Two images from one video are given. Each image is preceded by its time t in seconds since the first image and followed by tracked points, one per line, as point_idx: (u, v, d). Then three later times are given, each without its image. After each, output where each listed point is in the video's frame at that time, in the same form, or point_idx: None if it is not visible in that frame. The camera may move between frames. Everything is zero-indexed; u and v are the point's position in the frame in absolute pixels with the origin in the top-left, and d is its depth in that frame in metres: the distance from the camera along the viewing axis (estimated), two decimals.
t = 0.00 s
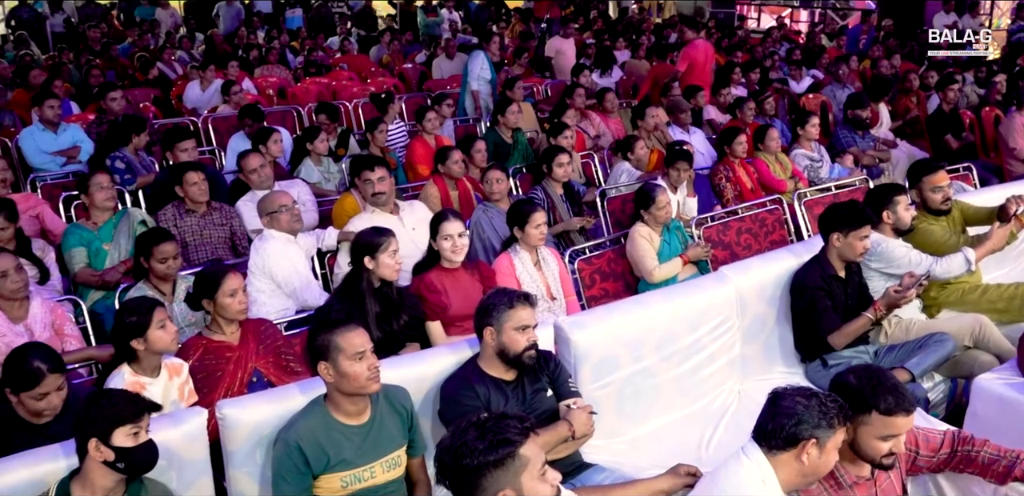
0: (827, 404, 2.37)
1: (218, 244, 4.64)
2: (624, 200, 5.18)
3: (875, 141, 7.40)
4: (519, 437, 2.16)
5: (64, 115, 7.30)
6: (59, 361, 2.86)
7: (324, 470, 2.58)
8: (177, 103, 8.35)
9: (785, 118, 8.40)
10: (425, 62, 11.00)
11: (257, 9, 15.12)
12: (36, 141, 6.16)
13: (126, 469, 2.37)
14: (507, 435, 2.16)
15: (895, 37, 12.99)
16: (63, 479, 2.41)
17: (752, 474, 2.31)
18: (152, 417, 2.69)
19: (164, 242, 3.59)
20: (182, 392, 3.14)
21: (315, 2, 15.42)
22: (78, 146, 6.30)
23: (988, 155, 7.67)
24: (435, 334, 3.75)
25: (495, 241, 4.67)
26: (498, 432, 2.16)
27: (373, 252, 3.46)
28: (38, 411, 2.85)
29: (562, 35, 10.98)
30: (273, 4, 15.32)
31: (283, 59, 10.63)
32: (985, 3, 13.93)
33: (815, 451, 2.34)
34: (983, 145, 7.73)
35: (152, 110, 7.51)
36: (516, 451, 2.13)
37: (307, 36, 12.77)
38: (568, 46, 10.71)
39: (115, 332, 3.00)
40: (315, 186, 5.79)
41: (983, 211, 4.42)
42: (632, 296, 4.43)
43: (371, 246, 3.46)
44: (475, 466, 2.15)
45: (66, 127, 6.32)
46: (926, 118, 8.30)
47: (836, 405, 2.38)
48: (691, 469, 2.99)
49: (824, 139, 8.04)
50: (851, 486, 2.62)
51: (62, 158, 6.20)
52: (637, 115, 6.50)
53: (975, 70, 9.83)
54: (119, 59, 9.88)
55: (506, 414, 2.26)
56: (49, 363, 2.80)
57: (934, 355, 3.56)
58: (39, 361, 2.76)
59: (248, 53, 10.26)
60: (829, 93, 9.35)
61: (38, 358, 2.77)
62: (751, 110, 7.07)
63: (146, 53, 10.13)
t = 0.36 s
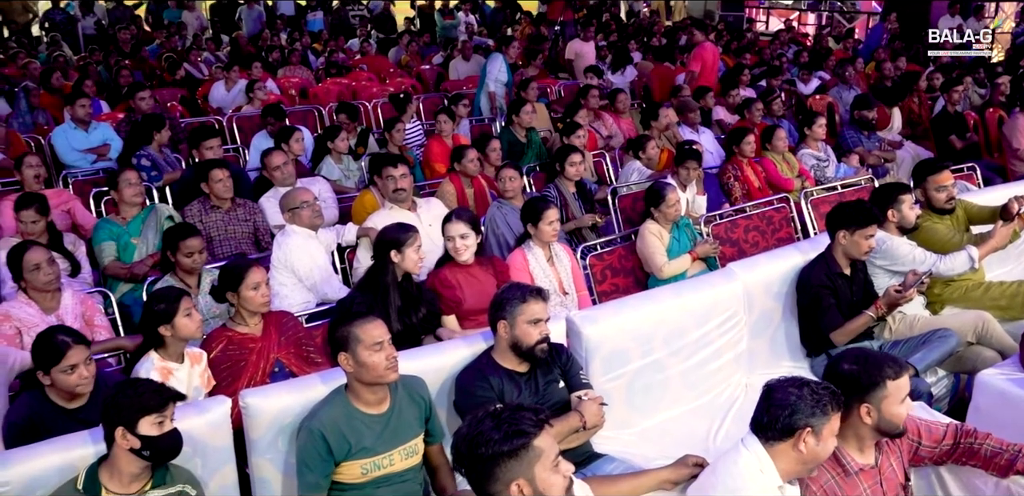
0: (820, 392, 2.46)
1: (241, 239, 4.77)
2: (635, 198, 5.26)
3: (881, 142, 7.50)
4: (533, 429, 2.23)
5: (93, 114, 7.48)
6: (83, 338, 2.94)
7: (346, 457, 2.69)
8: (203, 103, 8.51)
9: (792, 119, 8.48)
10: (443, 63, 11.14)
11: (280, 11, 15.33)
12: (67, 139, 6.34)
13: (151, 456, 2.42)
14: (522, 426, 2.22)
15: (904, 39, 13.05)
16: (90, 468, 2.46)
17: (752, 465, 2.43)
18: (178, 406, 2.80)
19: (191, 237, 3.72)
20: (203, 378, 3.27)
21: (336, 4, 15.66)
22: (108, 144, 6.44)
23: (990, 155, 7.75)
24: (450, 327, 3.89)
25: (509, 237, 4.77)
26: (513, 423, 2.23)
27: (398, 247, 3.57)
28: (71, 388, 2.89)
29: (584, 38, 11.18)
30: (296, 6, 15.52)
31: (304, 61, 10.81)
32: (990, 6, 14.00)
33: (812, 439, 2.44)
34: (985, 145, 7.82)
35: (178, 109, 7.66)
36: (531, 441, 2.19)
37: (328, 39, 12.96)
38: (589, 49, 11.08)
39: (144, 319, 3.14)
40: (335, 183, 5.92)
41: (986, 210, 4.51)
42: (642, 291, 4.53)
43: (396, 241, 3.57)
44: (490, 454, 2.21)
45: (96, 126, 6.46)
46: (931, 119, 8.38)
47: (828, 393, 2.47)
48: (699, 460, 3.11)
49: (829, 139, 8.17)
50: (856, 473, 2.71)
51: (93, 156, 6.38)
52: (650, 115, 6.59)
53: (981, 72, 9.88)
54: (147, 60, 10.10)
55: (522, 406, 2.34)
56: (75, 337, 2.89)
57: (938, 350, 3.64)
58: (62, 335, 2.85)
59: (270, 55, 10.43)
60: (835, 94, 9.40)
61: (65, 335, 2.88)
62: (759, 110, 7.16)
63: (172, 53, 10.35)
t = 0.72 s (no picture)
0: (815, 384, 2.55)
1: (265, 236, 4.91)
2: (645, 198, 5.36)
3: (887, 143, 7.61)
4: (545, 423, 2.32)
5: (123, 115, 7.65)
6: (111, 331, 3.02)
7: (365, 446, 2.81)
8: (228, 104, 8.68)
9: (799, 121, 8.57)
10: (459, 65, 11.30)
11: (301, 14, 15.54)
12: (98, 139, 6.50)
13: (176, 445, 2.52)
14: (534, 420, 2.32)
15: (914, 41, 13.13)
16: (118, 455, 2.57)
17: (749, 460, 2.53)
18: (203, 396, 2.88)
19: (216, 234, 3.85)
20: (224, 369, 3.40)
21: (356, 7, 15.88)
22: (137, 143, 6.61)
23: (996, 157, 7.92)
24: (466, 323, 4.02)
25: (523, 235, 4.88)
26: (525, 418, 2.33)
27: (420, 245, 3.70)
28: (98, 379, 2.97)
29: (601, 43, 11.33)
30: (316, 9, 15.72)
31: (326, 63, 11.00)
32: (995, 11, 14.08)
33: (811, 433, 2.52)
34: (991, 147, 7.94)
35: (204, 110, 7.82)
36: (542, 435, 2.28)
37: (348, 42, 13.15)
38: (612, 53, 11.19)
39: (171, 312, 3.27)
40: (355, 182, 6.05)
41: (990, 211, 4.60)
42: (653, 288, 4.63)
43: (419, 240, 3.70)
44: (502, 447, 2.31)
45: (126, 126, 6.63)
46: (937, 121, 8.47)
47: (824, 385, 2.56)
48: (706, 452, 3.19)
49: (837, 140, 8.28)
50: (861, 466, 2.80)
51: (122, 155, 6.54)
52: (661, 117, 6.70)
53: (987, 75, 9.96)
54: (175, 63, 10.31)
55: (536, 400, 2.44)
56: (101, 329, 2.98)
57: (943, 347, 3.72)
58: (89, 327, 2.93)
59: (291, 57, 10.62)
60: (844, 97, 9.56)
61: (92, 327, 2.97)
62: (768, 112, 7.26)
63: (198, 56, 10.56)
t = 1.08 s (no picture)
0: (814, 376, 2.65)
1: (287, 232, 5.06)
2: (657, 196, 5.46)
3: (894, 144, 7.75)
4: (557, 416, 2.43)
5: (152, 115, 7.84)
6: (145, 331, 3.09)
7: (379, 434, 2.92)
8: (253, 105, 8.86)
9: (807, 122, 8.68)
10: (475, 67, 11.48)
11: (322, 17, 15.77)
12: (128, 138, 6.67)
13: (196, 434, 2.54)
14: (545, 413, 2.42)
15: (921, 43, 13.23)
16: (146, 442, 2.61)
17: (750, 454, 2.66)
18: (226, 387, 2.98)
19: (241, 230, 3.99)
20: (249, 360, 3.51)
21: (377, 10, 16.07)
22: (165, 142, 6.78)
23: (1000, 158, 8.06)
24: (480, 317, 4.14)
25: (537, 232, 5.00)
26: (537, 410, 2.43)
27: (436, 241, 3.82)
28: (126, 379, 3.07)
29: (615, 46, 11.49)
30: (337, 12, 15.94)
31: (347, 66, 11.20)
32: (1001, 14, 14.18)
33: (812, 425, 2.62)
34: (996, 148, 8.03)
35: (229, 110, 7.99)
36: (552, 428, 2.39)
37: (368, 45, 13.36)
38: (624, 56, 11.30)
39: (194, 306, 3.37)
40: (375, 180, 6.18)
41: (995, 211, 4.69)
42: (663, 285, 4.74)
43: (434, 236, 3.82)
44: (513, 438, 2.41)
45: (155, 125, 6.81)
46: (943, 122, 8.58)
47: (823, 377, 2.64)
48: (712, 444, 3.29)
49: (844, 141, 8.39)
50: (865, 458, 2.86)
51: (151, 153, 6.71)
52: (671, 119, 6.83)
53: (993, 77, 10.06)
54: (201, 64, 10.53)
55: (548, 393, 2.54)
56: (137, 333, 3.04)
57: (947, 344, 3.81)
58: (127, 331, 3.00)
59: (312, 59, 10.82)
60: (851, 99, 9.69)
61: (127, 329, 3.03)
62: (777, 113, 7.37)
63: (223, 58, 10.76)
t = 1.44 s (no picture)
0: (819, 372, 2.72)
1: (308, 228, 5.18)
2: (668, 195, 5.55)
3: (902, 144, 7.84)
4: (570, 410, 2.52)
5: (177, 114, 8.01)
6: (174, 336, 3.15)
7: (401, 424, 3.02)
8: (275, 105, 9.01)
9: (816, 123, 8.75)
10: (491, 68, 11.60)
11: (342, 19, 15.94)
12: (154, 136, 6.83)
13: (210, 425, 2.64)
14: (559, 407, 2.52)
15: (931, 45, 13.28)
16: (168, 432, 2.72)
17: (754, 448, 2.73)
18: (243, 379, 3.09)
19: (262, 226, 4.11)
20: (272, 353, 3.61)
21: (395, 13, 16.24)
22: (190, 141, 6.94)
23: (1007, 158, 8.04)
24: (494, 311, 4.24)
25: (550, 228, 5.09)
26: (552, 405, 2.53)
27: (452, 238, 3.93)
28: (147, 377, 3.17)
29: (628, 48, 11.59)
30: (357, 14, 16.12)
31: (366, 66, 11.36)
32: (1010, 16, 14.20)
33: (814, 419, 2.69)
34: (1002, 148, 8.09)
35: (251, 110, 8.14)
36: (565, 422, 2.48)
37: (387, 46, 13.52)
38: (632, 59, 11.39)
39: (211, 305, 3.42)
40: (392, 178, 6.29)
41: (1002, 211, 4.77)
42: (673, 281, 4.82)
43: (451, 233, 3.93)
44: (530, 430, 2.51)
45: (180, 124, 6.97)
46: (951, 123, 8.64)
47: (827, 372, 2.72)
48: (720, 437, 3.36)
49: (852, 141, 8.46)
50: (872, 452, 2.92)
51: (176, 151, 6.85)
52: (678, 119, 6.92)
53: (1001, 79, 10.11)
54: (224, 65, 10.72)
55: (563, 388, 2.63)
56: (166, 340, 3.10)
57: (954, 340, 3.87)
58: (157, 338, 3.06)
59: (330, 60, 10.98)
60: (859, 100, 9.79)
61: (158, 334, 3.08)
62: (786, 114, 7.45)
63: (245, 59, 10.94)
